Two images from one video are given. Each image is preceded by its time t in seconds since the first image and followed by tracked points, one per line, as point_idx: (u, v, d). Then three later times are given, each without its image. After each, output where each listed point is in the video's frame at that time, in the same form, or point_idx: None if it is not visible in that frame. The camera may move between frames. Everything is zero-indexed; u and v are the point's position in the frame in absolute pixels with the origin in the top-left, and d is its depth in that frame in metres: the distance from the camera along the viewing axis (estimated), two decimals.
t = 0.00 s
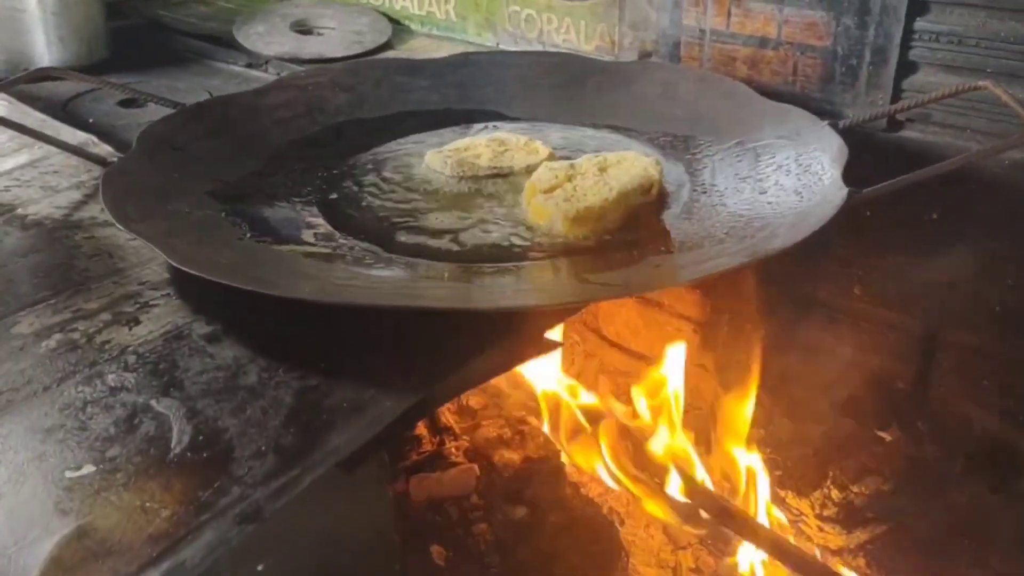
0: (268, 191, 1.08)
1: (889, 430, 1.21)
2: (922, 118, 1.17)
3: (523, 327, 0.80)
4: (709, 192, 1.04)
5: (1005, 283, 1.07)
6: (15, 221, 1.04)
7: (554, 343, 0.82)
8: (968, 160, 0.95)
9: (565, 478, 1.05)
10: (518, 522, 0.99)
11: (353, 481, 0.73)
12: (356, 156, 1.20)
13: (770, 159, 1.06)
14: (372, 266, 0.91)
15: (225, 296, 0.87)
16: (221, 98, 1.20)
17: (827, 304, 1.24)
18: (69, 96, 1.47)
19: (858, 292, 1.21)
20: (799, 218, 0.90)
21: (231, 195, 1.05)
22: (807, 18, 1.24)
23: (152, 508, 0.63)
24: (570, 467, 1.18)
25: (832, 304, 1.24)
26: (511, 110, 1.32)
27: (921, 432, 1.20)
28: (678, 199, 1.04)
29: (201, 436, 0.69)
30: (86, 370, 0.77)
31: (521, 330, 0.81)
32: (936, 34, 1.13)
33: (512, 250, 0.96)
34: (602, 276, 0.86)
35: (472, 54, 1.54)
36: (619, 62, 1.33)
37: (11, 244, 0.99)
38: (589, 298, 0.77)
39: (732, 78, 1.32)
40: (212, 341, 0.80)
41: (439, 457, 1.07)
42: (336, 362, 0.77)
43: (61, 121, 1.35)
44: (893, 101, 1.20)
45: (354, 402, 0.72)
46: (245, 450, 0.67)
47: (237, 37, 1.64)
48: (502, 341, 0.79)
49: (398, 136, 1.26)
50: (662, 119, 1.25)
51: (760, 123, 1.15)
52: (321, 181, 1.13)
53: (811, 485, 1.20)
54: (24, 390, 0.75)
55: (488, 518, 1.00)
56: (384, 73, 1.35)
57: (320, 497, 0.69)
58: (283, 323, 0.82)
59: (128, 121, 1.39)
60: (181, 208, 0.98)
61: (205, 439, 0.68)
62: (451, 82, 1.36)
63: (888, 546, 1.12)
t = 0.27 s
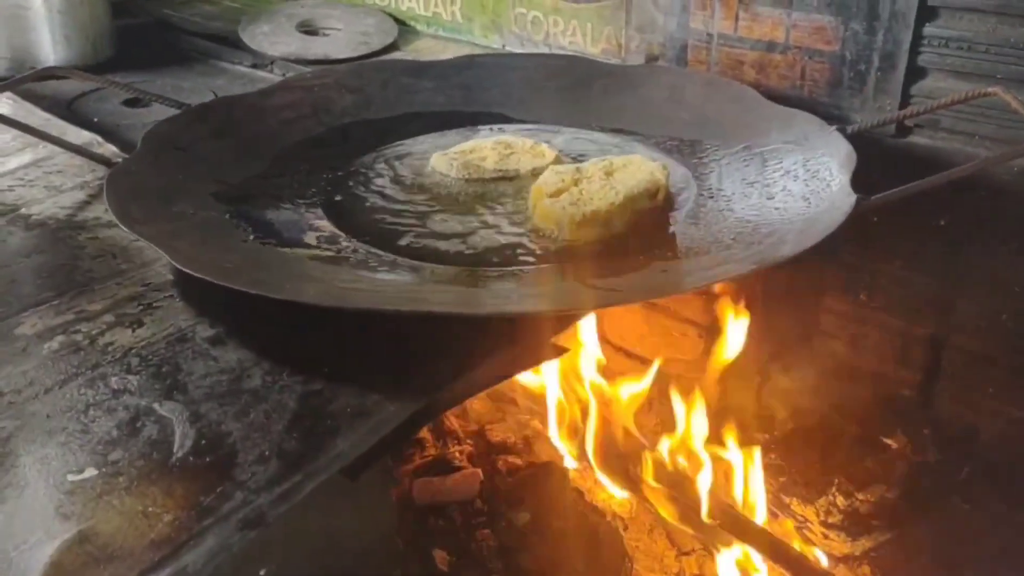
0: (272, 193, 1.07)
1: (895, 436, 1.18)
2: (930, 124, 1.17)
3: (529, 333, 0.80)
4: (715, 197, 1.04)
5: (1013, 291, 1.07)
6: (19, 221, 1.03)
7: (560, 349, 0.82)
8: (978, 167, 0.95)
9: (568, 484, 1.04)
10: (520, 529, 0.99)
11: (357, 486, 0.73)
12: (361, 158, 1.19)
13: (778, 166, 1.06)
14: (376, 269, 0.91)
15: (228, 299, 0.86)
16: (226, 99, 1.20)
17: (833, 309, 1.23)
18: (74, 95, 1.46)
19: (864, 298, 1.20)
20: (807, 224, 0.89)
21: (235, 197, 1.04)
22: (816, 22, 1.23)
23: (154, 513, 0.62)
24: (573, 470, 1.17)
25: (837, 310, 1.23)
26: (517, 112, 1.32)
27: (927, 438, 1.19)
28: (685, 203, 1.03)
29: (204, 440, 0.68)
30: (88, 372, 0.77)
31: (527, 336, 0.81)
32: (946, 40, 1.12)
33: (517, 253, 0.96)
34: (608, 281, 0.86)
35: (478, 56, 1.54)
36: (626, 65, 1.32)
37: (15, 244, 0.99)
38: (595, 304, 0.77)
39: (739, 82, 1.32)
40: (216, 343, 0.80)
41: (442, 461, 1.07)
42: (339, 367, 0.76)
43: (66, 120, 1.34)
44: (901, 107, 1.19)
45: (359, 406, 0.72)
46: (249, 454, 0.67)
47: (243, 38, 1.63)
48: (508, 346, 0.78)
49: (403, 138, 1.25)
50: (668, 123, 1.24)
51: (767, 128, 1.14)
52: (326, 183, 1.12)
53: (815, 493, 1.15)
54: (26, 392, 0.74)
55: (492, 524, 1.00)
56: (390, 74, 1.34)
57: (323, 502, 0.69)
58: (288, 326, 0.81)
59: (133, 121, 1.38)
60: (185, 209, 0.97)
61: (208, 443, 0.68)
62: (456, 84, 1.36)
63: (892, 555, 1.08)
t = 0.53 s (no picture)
0: (278, 194, 1.07)
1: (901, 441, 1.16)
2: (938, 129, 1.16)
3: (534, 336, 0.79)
4: (721, 200, 1.04)
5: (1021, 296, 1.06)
6: (25, 221, 1.03)
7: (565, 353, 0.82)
8: (986, 172, 0.94)
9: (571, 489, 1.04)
10: (524, 534, 0.99)
11: (362, 490, 0.73)
12: (367, 159, 1.19)
13: (785, 170, 1.05)
14: (382, 272, 0.90)
15: (233, 300, 0.86)
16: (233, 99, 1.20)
17: (838, 313, 1.23)
18: (79, 94, 1.46)
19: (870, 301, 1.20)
20: (814, 229, 0.89)
21: (241, 197, 1.04)
22: (823, 25, 1.23)
23: (159, 516, 0.62)
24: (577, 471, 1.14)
25: (843, 314, 1.23)
26: (523, 113, 1.31)
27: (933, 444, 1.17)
28: (691, 207, 1.03)
29: (209, 443, 0.68)
30: (93, 374, 0.76)
31: (533, 340, 0.80)
32: (954, 43, 1.12)
33: (523, 256, 0.96)
34: (614, 285, 0.86)
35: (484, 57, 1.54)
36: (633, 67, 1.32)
37: (20, 244, 0.99)
38: (601, 308, 0.77)
39: (746, 84, 1.31)
40: (221, 345, 0.79)
41: (446, 464, 1.06)
42: (345, 370, 0.76)
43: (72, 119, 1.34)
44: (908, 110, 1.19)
45: (364, 410, 0.71)
46: (254, 457, 0.67)
47: (249, 37, 1.63)
48: (513, 350, 0.78)
49: (409, 140, 1.25)
50: (674, 125, 1.24)
51: (774, 131, 1.14)
52: (332, 184, 1.12)
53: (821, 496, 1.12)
54: (31, 393, 0.74)
55: (495, 527, 1.00)
56: (396, 75, 1.34)
57: (328, 506, 0.68)
58: (293, 328, 0.81)
59: (138, 120, 1.38)
60: (191, 209, 0.97)
61: (213, 446, 0.68)
62: (462, 85, 1.35)
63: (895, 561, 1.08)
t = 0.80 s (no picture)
0: (287, 207, 1.07)
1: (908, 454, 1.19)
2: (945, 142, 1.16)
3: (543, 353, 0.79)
4: (729, 214, 1.04)
5: None
6: (35, 233, 1.04)
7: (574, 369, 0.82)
8: (994, 187, 0.95)
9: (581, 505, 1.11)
10: (533, 548, 1.03)
11: (371, 508, 0.73)
12: (375, 171, 1.20)
13: (794, 183, 1.05)
14: (391, 287, 0.91)
15: (243, 315, 0.86)
16: (242, 110, 1.20)
17: (845, 325, 1.23)
18: (88, 103, 1.47)
19: (878, 313, 1.20)
20: (822, 244, 0.89)
21: (250, 210, 1.05)
22: (831, 38, 1.23)
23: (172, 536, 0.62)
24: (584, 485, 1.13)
25: (850, 325, 1.23)
26: (530, 124, 1.32)
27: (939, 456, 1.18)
28: (699, 220, 1.04)
29: (221, 461, 0.68)
30: (105, 390, 0.77)
31: (542, 356, 0.81)
32: (962, 56, 1.12)
33: (531, 270, 0.96)
34: (623, 301, 0.86)
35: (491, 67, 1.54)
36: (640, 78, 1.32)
37: (31, 256, 0.99)
38: (610, 325, 0.77)
39: (753, 96, 1.31)
40: (232, 361, 0.80)
41: (456, 476, 1.09)
42: (355, 386, 0.76)
43: (81, 130, 1.35)
44: (916, 123, 1.19)
45: (375, 428, 0.72)
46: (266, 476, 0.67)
47: (256, 46, 1.64)
48: (522, 368, 0.78)
49: (417, 151, 1.25)
50: (681, 137, 1.24)
51: (782, 144, 1.14)
52: (340, 197, 1.12)
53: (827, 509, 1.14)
54: (43, 410, 0.75)
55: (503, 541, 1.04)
56: (404, 85, 1.35)
57: (338, 524, 0.69)
58: (303, 344, 0.82)
59: (147, 130, 1.39)
60: (200, 223, 0.98)
61: (225, 464, 0.68)
62: (470, 96, 1.36)
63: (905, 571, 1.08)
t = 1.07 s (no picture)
0: (305, 230, 1.08)
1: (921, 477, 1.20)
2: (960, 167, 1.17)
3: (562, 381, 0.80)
4: (745, 239, 1.04)
5: None
6: (56, 255, 1.05)
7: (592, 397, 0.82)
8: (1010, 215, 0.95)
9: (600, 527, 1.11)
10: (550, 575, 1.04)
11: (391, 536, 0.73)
12: (392, 193, 1.20)
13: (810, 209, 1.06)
14: (409, 312, 0.92)
15: (263, 340, 0.87)
16: (260, 132, 1.21)
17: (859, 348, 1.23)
18: (107, 122, 1.48)
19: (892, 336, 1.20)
20: (839, 272, 0.89)
21: (269, 233, 1.06)
22: (846, 62, 1.23)
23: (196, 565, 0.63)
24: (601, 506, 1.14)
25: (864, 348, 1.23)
26: (546, 146, 1.32)
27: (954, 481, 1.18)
28: (715, 245, 1.04)
29: (244, 490, 0.69)
30: (128, 416, 0.77)
31: (560, 385, 0.81)
32: (977, 81, 1.12)
33: (548, 295, 0.97)
34: (640, 329, 0.86)
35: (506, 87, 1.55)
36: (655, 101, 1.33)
37: (52, 278, 1.00)
38: (628, 355, 0.77)
39: (768, 119, 1.32)
40: (253, 387, 0.80)
41: (470, 500, 1.09)
42: (375, 414, 0.77)
43: (100, 149, 1.36)
44: (931, 148, 1.19)
45: (395, 457, 0.72)
46: (288, 505, 0.68)
47: (273, 65, 1.65)
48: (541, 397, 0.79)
49: (433, 173, 1.26)
50: (696, 161, 1.24)
51: (798, 168, 1.14)
52: (358, 219, 1.13)
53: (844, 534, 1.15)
54: (67, 435, 0.75)
55: (521, 567, 1.04)
56: (420, 107, 1.35)
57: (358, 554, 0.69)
58: (324, 371, 0.82)
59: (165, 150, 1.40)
60: (220, 247, 0.98)
61: (248, 493, 0.69)
62: (485, 117, 1.36)
63: None
